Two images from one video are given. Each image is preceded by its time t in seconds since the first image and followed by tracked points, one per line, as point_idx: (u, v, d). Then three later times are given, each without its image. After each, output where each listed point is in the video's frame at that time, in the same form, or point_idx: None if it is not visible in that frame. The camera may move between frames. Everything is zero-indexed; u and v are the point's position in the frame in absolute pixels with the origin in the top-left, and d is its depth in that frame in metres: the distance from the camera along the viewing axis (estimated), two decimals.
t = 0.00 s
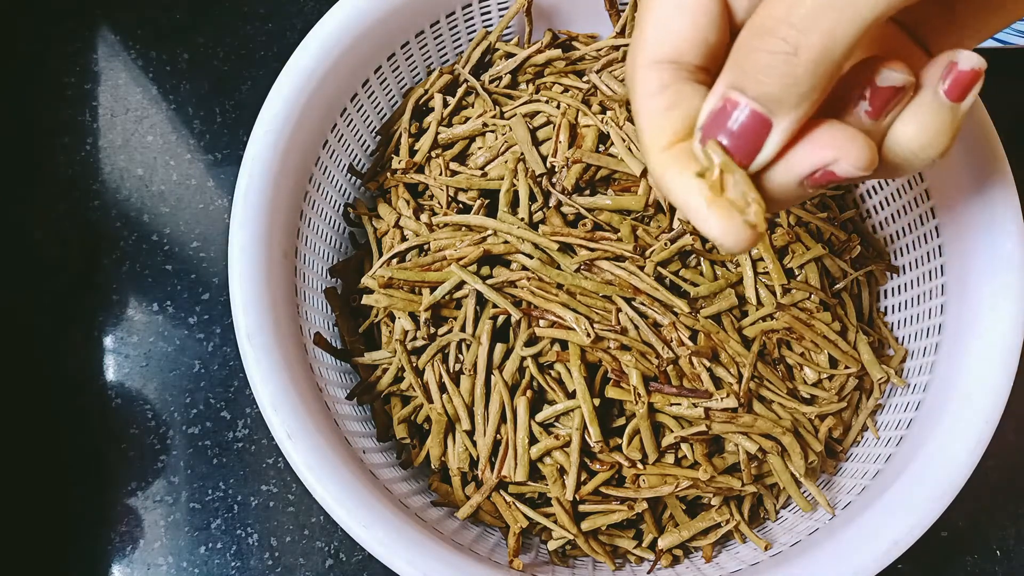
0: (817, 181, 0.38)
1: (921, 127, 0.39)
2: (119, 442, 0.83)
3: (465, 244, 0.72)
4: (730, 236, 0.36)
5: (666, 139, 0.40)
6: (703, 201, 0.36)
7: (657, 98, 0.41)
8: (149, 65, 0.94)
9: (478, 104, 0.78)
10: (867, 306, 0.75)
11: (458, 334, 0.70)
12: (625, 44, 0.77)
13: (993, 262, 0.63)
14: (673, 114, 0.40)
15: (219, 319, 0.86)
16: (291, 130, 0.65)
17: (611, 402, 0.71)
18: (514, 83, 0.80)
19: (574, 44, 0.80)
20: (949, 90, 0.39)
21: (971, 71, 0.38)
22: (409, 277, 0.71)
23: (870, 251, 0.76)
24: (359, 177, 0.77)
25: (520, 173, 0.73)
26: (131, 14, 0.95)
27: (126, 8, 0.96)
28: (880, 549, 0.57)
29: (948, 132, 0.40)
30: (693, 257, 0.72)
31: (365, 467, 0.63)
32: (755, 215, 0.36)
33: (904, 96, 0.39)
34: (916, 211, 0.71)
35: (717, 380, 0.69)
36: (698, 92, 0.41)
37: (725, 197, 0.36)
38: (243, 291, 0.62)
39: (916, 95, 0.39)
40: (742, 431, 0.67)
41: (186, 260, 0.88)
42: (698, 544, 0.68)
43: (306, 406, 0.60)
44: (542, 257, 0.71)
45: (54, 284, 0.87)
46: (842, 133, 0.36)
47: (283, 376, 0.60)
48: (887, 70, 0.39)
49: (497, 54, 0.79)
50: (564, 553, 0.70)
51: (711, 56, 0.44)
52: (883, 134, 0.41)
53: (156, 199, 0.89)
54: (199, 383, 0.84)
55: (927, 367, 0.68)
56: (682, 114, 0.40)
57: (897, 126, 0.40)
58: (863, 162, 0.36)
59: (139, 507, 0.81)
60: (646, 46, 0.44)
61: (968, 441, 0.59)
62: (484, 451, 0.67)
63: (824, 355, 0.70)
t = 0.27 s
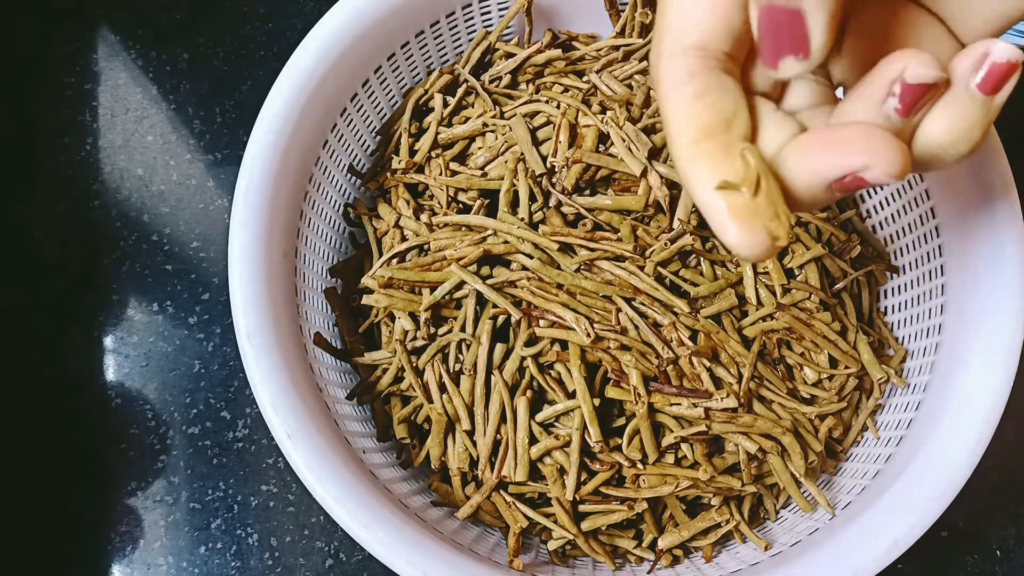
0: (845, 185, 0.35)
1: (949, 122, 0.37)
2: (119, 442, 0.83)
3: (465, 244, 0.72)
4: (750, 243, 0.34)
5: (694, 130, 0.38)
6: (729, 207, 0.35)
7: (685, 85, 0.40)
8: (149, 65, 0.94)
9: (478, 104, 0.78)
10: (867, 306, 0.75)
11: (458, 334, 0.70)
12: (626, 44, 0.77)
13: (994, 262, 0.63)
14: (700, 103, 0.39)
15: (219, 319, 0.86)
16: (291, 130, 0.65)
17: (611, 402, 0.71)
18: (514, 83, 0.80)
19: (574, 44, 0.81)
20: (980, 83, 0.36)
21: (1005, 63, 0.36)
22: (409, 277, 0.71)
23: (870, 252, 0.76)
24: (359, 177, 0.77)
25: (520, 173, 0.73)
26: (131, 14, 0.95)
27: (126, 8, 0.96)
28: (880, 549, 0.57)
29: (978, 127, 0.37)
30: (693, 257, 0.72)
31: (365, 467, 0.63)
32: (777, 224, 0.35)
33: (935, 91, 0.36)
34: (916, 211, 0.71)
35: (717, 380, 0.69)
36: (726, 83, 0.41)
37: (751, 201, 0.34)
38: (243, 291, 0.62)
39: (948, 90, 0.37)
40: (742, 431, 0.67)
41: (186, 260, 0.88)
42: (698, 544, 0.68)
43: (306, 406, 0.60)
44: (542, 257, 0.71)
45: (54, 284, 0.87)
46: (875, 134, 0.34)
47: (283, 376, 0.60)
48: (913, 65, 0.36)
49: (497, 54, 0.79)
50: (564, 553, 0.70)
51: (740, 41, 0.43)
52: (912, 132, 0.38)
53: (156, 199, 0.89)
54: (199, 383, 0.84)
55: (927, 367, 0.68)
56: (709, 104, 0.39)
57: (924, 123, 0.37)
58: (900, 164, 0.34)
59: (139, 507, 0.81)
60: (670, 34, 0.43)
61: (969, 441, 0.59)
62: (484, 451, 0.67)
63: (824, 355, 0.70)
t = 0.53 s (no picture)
0: (851, 172, 0.38)
1: (951, 103, 0.40)
2: (119, 442, 0.83)
3: (465, 244, 0.72)
4: (758, 231, 0.36)
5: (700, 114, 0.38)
6: (737, 195, 0.36)
7: (689, 69, 0.40)
8: (149, 65, 0.94)
9: (478, 104, 0.78)
10: (867, 306, 0.75)
11: (458, 334, 0.70)
12: (626, 44, 0.77)
13: (994, 263, 0.63)
14: (705, 86, 0.39)
15: (219, 319, 0.86)
16: (291, 130, 0.65)
17: (611, 402, 0.71)
18: (514, 83, 0.80)
19: (574, 44, 0.81)
20: (981, 64, 0.39)
21: (1006, 44, 0.38)
22: (409, 277, 0.71)
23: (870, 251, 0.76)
24: (359, 177, 0.77)
25: (520, 173, 0.73)
26: (131, 14, 0.95)
27: (126, 8, 0.96)
28: (880, 549, 0.57)
29: (980, 107, 0.40)
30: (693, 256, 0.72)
31: (365, 467, 0.63)
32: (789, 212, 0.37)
33: (936, 75, 0.40)
34: (916, 211, 0.71)
35: (717, 380, 0.69)
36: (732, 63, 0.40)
37: (761, 190, 0.36)
38: (243, 291, 0.62)
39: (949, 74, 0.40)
40: (742, 431, 0.67)
41: (186, 260, 0.88)
42: (698, 544, 0.68)
43: (306, 407, 0.60)
44: (542, 257, 0.71)
45: (53, 284, 0.87)
46: (882, 123, 0.36)
47: (283, 376, 0.60)
48: (916, 51, 0.41)
49: (497, 54, 0.79)
50: (564, 553, 0.70)
51: (735, 21, 0.44)
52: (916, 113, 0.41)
53: (156, 199, 0.89)
54: (199, 383, 0.84)
55: (927, 367, 0.68)
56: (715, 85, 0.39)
57: (927, 105, 0.41)
58: (905, 153, 0.36)
59: (139, 507, 0.81)
60: (671, 19, 0.44)
61: (969, 441, 0.59)
62: (484, 451, 0.67)
63: (824, 355, 0.70)
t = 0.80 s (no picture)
0: (834, 162, 0.36)
1: (935, 99, 0.39)
2: (119, 442, 0.83)
3: (465, 244, 0.72)
4: (738, 223, 0.36)
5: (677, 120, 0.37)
6: (717, 194, 0.36)
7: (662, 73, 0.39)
8: (149, 65, 0.94)
9: (478, 104, 0.78)
10: (867, 306, 0.75)
11: (458, 334, 0.70)
12: (626, 45, 0.77)
13: (995, 263, 0.63)
14: (678, 88, 0.38)
15: (219, 319, 0.86)
16: (291, 130, 0.65)
17: (611, 402, 0.71)
18: (514, 83, 0.80)
19: (574, 44, 0.81)
20: (961, 61, 0.39)
21: (984, 41, 0.38)
22: (409, 277, 0.71)
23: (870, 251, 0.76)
24: (359, 177, 0.77)
25: (520, 173, 0.73)
26: (131, 14, 0.95)
27: (126, 8, 0.96)
28: (881, 549, 0.57)
29: (960, 104, 0.40)
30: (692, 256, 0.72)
31: (365, 467, 0.63)
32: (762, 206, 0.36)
33: (919, 71, 0.39)
34: (916, 211, 0.71)
35: (717, 380, 0.69)
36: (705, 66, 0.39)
37: (736, 189, 0.36)
38: (243, 291, 0.62)
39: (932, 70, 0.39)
40: (742, 431, 0.67)
41: (186, 261, 0.88)
42: (698, 544, 0.68)
43: (306, 406, 0.60)
44: (542, 257, 0.71)
45: (53, 284, 0.87)
46: (861, 111, 0.34)
47: (283, 376, 0.60)
48: (896, 47, 0.39)
49: (497, 54, 0.79)
50: (564, 553, 0.70)
51: (712, 29, 0.41)
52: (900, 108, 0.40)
53: (156, 199, 0.89)
54: (199, 383, 0.84)
55: (927, 367, 0.68)
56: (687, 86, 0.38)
57: (910, 101, 0.40)
58: (887, 140, 0.33)
59: (139, 507, 0.81)
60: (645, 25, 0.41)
61: (969, 441, 0.59)
62: (484, 451, 0.67)
63: (824, 355, 0.70)
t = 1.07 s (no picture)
0: (800, 180, 0.37)
1: (896, 124, 0.40)
2: (120, 442, 0.83)
3: (465, 244, 0.72)
4: (712, 240, 0.37)
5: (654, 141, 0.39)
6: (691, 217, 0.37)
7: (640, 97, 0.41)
8: (149, 65, 0.94)
9: (478, 104, 0.78)
10: (867, 306, 0.75)
11: (458, 334, 0.70)
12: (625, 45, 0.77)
13: (995, 264, 0.63)
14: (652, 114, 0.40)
15: (219, 319, 0.86)
16: (291, 130, 0.65)
17: (611, 402, 0.71)
18: (514, 83, 0.80)
19: (574, 45, 0.81)
20: (924, 87, 0.40)
21: (949, 69, 0.39)
22: (409, 277, 0.71)
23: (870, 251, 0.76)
24: (359, 177, 0.77)
25: (520, 173, 0.73)
26: (131, 14, 0.95)
27: (126, 8, 0.96)
28: (881, 549, 0.57)
29: (920, 127, 0.40)
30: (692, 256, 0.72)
31: (365, 467, 0.63)
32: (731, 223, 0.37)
33: (886, 96, 0.39)
34: (916, 211, 0.71)
35: (717, 380, 0.69)
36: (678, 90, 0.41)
37: (707, 212, 0.37)
38: (243, 292, 0.62)
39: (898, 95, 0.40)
40: (742, 431, 0.67)
41: (186, 260, 0.88)
42: (698, 544, 0.68)
43: (306, 407, 0.60)
44: (542, 257, 0.71)
45: (53, 284, 0.87)
46: (828, 133, 0.35)
47: (283, 376, 0.60)
48: (867, 73, 0.39)
49: (497, 54, 0.79)
50: (564, 553, 0.70)
51: (689, 49, 0.43)
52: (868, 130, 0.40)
53: (156, 199, 0.89)
54: (199, 383, 0.84)
55: (927, 367, 0.68)
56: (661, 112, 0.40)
57: (875, 124, 0.40)
58: (851, 160, 0.34)
59: (139, 507, 0.81)
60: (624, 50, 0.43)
61: (969, 441, 0.59)
62: (484, 451, 0.67)
63: (824, 355, 0.70)
